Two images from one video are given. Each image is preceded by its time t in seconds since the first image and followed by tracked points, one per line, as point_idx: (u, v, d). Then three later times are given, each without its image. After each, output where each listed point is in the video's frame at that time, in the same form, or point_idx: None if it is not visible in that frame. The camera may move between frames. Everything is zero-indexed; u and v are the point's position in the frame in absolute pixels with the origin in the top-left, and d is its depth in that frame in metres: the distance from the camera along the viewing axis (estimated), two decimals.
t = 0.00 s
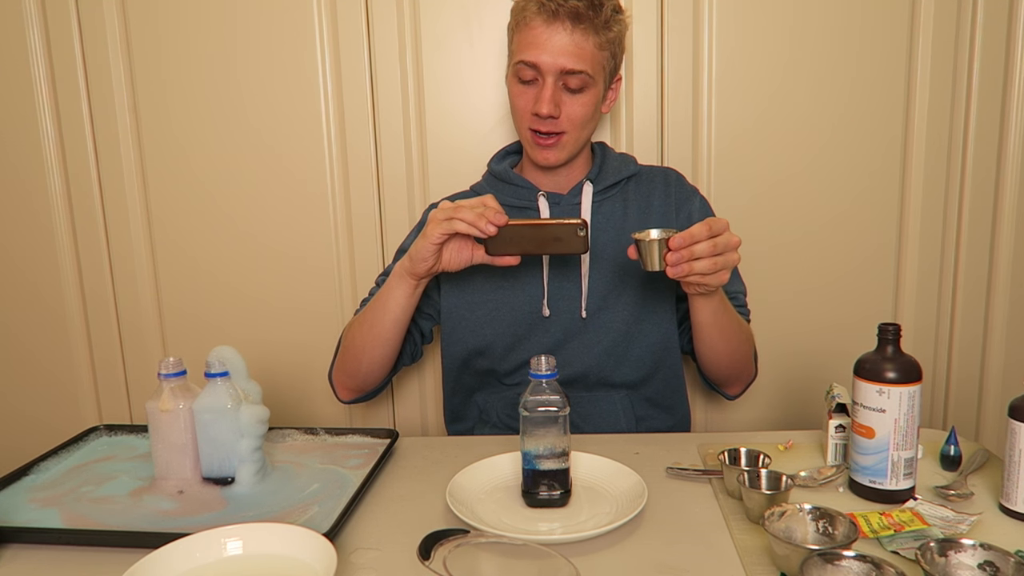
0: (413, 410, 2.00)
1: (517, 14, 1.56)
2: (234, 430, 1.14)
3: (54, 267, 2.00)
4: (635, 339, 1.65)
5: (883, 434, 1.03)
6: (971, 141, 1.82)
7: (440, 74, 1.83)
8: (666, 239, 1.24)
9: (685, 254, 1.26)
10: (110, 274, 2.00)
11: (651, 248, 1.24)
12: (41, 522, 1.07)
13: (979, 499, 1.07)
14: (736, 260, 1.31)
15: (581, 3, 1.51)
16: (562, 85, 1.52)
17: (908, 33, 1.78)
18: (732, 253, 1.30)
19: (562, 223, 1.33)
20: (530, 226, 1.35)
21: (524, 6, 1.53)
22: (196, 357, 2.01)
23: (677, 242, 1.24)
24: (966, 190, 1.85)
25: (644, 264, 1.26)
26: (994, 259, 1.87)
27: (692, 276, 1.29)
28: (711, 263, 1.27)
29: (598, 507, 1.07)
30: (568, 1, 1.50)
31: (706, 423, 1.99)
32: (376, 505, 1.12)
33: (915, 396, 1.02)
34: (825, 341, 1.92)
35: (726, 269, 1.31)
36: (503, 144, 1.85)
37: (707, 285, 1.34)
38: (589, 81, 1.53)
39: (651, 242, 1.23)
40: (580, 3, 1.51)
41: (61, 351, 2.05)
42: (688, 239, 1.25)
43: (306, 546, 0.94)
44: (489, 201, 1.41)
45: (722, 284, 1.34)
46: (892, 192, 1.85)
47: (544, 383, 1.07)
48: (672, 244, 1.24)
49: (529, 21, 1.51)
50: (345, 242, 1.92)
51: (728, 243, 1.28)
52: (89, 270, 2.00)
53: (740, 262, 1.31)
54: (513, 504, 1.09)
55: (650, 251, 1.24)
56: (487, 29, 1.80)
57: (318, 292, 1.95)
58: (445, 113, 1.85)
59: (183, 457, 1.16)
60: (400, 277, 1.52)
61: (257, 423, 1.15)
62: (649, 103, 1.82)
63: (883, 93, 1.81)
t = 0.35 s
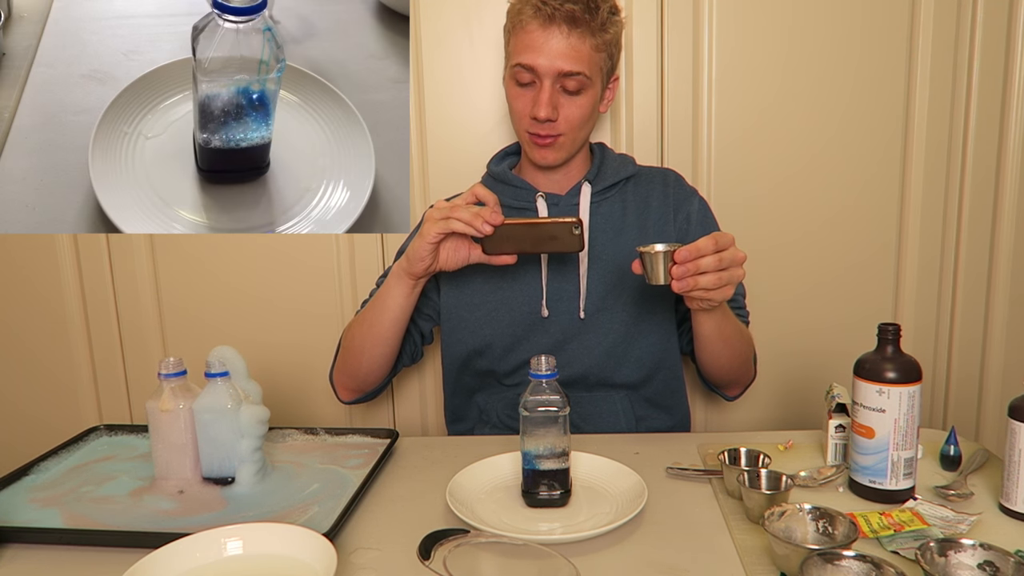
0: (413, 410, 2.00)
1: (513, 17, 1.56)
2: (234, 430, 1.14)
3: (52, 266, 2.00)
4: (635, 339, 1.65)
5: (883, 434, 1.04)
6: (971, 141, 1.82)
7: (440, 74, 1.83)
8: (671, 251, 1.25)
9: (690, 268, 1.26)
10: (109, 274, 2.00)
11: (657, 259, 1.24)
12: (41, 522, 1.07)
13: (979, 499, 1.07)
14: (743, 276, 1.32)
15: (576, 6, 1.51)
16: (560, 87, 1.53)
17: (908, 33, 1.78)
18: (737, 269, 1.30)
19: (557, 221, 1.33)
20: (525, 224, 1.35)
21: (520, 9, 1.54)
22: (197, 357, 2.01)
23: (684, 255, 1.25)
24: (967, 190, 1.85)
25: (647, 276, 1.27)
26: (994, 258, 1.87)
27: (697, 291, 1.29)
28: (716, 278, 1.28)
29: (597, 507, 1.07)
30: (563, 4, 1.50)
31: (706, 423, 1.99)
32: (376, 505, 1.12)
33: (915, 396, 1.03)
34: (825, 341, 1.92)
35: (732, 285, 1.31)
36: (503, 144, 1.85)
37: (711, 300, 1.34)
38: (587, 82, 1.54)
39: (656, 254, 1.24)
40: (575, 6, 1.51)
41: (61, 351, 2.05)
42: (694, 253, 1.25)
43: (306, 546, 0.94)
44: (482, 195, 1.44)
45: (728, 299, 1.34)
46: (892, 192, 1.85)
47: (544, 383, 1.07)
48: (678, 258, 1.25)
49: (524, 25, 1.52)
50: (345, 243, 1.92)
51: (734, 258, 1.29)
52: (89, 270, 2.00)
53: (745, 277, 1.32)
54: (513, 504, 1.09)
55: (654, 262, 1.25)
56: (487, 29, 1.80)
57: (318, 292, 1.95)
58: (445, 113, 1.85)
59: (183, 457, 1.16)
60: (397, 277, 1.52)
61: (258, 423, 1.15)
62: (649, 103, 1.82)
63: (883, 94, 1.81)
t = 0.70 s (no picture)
0: (413, 410, 2.00)
1: (509, 16, 1.56)
2: (234, 430, 1.14)
3: (53, 266, 2.00)
4: (634, 339, 1.65)
5: (883, 434, 1.04)
6: (971, 141, 1.82)
7: (440, 75, 1.83)
8: (661, 257, 1.25)
9: (681, 273, 1.26)
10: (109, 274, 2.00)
11: (646, 266, 1.24)
12: (41, 522, 1.07)
13: (979, 499, 1.07)
14: (734, 279, 1.32)
15: (573, 4, 1.51)
16: (558, 85, 1.53)
17: (908, 33, 1.78)
18: (728, 273, 1.30)
19: (554, 222, 1.33)
20: (523, 226, 1.36)
21: (516, 8, 1.54)
22: (196, 357, 2.01)
23: (673, 260, 1.25)
24: (967, 190, 1.85)
25: (638, 283, 1.27)
26: (994, 258, 1.87)
27: (689, 297, 1.30)
28: (706, 284, 1.28)
29: (597, 507, 1.07)
30: (560, 2, 1.50)
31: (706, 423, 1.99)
32: (376, 505, 1.12)
33: (915, 396, 1.03)
34: (825, 341, 1.92)
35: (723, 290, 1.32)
36: (503, 144, 1.85)
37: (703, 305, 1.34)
38: (584, 81, 1.54)
39: (646, 260, 1.24)
40: (572, 4, 1.51)
41: (61, 351, 2.05)
42: (684, 258, 1.25)
43: (306, 546, 0.94)
44: (478, 196, 1.45)
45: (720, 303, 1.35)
46: (892, 191, 1.85)
47: (544, 383, 1.07)
48: (666, 263, 1.25)
49: (521, 24, 1.52)
50: (345, 243, 1.92)
51: (725, 262, 1.29)
52: (89, 270, 2.00)
53: (737, 280, 1.32)
54: (513, 504, 1.09)
55: (644, 268, 1.25)
56: (487, 29, 1.80)
57: (318, 292, 1.95)
58: (444, 113, 1.85)
59: (183, 457, 1.16)
60: (395, 276, 1.53)
61: (258, 423, 1.15)
62: (649, 103, 1.82)
63: (883, 94, 1.81)
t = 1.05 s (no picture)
0: (413, 410, 2.00)
1: (506, 15, 1.56)
2: (234, 430, 1.14)
3: (53, 267, 2.00)
4: (633, 339, 1.65)
5: (883, 434, 1.04)
6: (971, 141, 1.82)
7: (440, 75, 1.82)
8: (650, 265, 1.26)
9: (672, 279, 1.26)
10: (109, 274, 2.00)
11: (637, 274, 1.26)
12: (41, 522, 1.07)
13: (979, 499, 1.07)
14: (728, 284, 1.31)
15: (569, 3, 1.51)
16: (554, 83, 1.54)
17: (908, 34, 1.78)
18: (721, 279, 1.30)
19: (553, 221, 1.34)
20: (521, 224, 1.36)
21: (513, 7, 1.54)
22: (196, 357, 2.01)
23: (664, 267, 1.26)
24: (967, 190, 1.85)
25: (631, 290, 1.29)
26: (994, 259, 1.87)
27: (683, 304, 1.30)
28: (699, 289, 1.28)
29: (597, 507, 1.07)
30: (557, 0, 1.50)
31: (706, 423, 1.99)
32: (375, 505, 1.12)
33: (915, 396, 1.03)
34: (825, 341, 1.92)
35: (715, 296, 1.31)
36: (503, 145, 1.85)
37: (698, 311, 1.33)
38: (582, 78, 1.54)
39: (637, 267, 1.26)
40: (568, 2, 1.51)
41: (61, 351, 2.05)
42: (675, 264, 1.26)
43: (306, 546, 0.94)
44: (476, 194, 1.46)
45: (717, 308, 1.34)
46: (893, 191, 1.85)
47: (544, 383, 1.07)
48: (658, 270, 1.26)
49: (518, 22, 1.52)
50: (345, 243, 1.92)
51: (718, 268, 1.28)
52: (89, 270, 2.00)
53: (731, 284, 1.31)
54: (513, 504, 1.09)
55: (636, 276, 1.26)
56: (487, 29, 1.80)
57: (319, 291, 1.95)
58: (444, 114, 1.85)
59: (182, 457, 1.16)
60: (393, 276, 1.52)
61: (258, 423, 1.15)
62: (649, 103, 1.82)
63: (883, 95, 1.81)
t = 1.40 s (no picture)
0: (413, 410, 2.00)
1: (502, 17, 1.56)
2: (234, 430, 1.14)
3: (52, 267, 2.00)
4: (632, 339, 1.66)
5: (883, 434, 1.04)
6: (971, 141, 1.82)
7: (440, 75, 1.83)
8: (649, 263, 1.25)
9: (671, 279, 1.26)
10: (109, 274, 2.00)
11: (636, 273, 1.26)
12: (41, 522, 1.07)
13: (979, 499, 1.07)
14: (727, 284, 1.31)
15: (565, 6, 1.51)
16: (550, 84, 1.53)
17: (908, 33, 1.78)
18: (719, 278, 1.30)
19: (546, 216, 1.34)
20: (514, 220, 1.36)
21: (509, 9, 1.54)
22: (196, 357, 2.01)
23: (663, 267, 1.25)
24: (967, 189, 1.85)
25: (629, 290, 1.28)
26: (994, 258, 1.87)
27: (681, 303, 1.29)
28: (697, 289, 1.28)
29: (597, 507, 1.08)
30: (553, 4, 1.50)
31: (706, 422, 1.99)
32: (376, 505, 1.12)
33: (916, 396, 1.03)
34: (826, 340, 1.92)
35: (714, 295, 1.31)
36: (503, 144, 1.85)
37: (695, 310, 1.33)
38: (578, 79, 1.53)
39: (635, 267, 1.25)
40: (564, 5, 1.51)
41: (61, 351, 2.05)
42: (674, 263, 1.25)
43: (306, 546, 0.94)
44: (468, 191, 1.47)
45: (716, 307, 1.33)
46: (892, 191, 1.85)
47: (544, 383, 1.07)
48: (657, 270, 1.25)
49: (514, 25, 1.52)
50: (344, 243, 1.92)
51: (716, 267, 1.28)
52: (89, 270, 2.00)
53: (729, 284, 1.31)
54: (513, 504, 1.09)
55: (634, 275, 1.26)
56: (487, 28, 1.80)
57: (319, 291, 1.95)
58: (444, 113, 1.85)
59: (183, 457, 1.16)
60: (389, 274, 1.53)
61: (257, 424, 1.15)
62: (649, 102, 1.82)
63: (883, 94, 1.81)
